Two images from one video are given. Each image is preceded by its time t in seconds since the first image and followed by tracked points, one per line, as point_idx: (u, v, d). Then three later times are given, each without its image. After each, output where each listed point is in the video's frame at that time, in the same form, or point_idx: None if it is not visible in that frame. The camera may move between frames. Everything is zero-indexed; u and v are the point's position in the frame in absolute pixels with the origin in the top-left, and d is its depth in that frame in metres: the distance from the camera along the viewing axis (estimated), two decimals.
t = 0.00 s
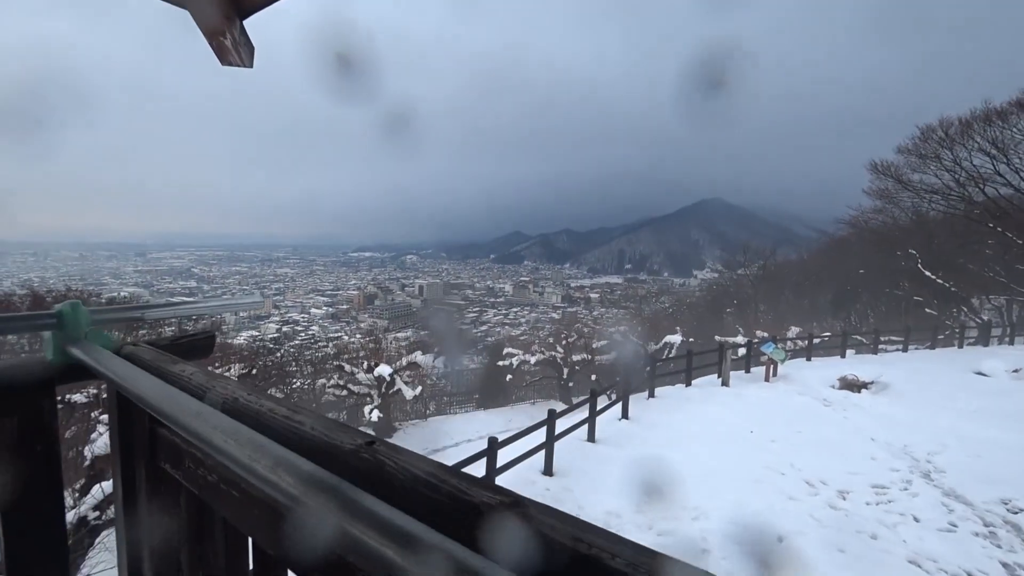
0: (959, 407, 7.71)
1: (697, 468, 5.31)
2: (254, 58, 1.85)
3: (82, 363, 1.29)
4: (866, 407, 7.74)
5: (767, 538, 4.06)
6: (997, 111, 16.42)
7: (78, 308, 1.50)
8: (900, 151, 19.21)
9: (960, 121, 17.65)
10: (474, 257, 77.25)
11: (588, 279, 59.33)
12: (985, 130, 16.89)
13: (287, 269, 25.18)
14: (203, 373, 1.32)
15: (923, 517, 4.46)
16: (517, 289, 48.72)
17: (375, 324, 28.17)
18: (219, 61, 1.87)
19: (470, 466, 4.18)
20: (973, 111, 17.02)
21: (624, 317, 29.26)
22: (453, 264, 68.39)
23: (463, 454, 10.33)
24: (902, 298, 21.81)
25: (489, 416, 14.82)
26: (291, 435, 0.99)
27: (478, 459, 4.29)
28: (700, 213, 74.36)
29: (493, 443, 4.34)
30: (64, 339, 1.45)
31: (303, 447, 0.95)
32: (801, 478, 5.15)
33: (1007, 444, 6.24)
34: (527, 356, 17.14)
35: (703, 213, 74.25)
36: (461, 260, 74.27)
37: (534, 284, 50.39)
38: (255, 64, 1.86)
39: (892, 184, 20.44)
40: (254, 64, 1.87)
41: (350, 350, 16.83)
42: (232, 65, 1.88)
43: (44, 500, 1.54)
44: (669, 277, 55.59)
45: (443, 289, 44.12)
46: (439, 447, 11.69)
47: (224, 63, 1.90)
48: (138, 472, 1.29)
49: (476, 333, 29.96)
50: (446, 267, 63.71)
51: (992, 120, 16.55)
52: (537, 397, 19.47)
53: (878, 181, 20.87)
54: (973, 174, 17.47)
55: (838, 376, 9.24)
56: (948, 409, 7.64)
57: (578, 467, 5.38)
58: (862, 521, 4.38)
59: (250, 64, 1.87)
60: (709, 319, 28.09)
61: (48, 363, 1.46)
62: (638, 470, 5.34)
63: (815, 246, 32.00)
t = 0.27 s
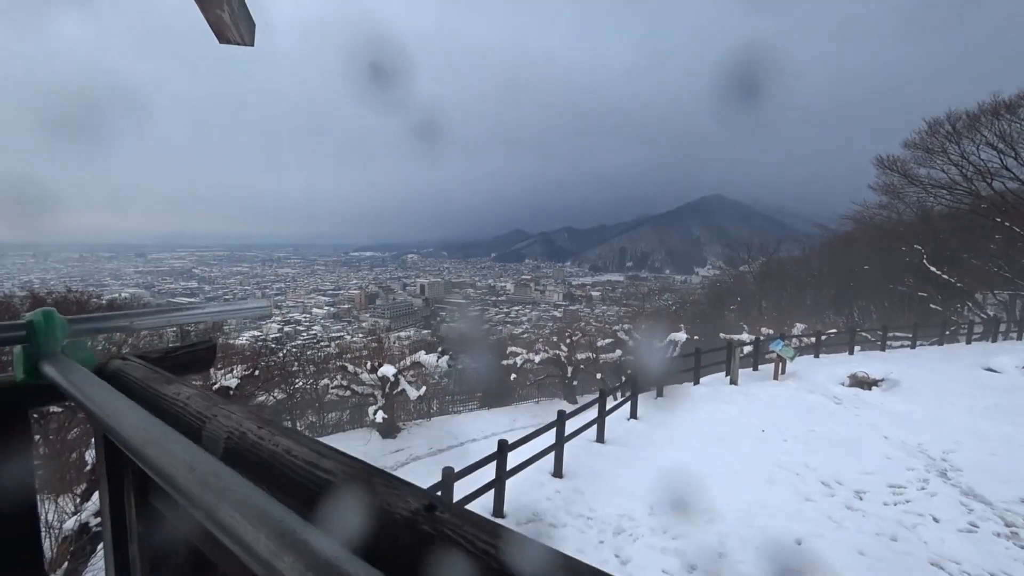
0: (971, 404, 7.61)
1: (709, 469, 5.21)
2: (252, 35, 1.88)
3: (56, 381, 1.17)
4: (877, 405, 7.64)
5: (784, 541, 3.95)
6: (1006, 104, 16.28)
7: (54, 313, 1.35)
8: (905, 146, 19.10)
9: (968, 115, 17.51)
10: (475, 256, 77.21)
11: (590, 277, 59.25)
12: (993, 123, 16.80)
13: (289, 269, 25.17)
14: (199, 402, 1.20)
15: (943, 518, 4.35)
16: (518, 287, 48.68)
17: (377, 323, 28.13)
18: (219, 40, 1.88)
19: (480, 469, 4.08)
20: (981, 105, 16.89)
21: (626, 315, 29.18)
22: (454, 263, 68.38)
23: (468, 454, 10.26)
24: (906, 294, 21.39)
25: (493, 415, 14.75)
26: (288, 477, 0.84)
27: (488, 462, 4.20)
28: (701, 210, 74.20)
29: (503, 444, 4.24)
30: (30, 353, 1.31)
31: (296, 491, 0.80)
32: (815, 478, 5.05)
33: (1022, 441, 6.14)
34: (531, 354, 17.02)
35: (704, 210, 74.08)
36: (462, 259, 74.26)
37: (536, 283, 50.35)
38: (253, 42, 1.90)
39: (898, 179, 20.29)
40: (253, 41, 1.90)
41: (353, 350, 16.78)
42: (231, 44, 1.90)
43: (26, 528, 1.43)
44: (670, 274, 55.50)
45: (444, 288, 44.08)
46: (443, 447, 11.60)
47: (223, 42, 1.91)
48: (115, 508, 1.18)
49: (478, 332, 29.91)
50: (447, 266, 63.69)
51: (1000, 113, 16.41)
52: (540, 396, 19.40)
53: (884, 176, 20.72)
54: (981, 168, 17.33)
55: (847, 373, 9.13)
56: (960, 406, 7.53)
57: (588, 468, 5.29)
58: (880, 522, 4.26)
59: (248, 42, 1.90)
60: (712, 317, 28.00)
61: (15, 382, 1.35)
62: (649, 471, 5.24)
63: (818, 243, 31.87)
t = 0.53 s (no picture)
0: (971, 399, 7.63)
1: (715, 470, 5.18)
2: (245, 17, 1.83)
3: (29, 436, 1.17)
4: (878, 401, 7.64)
5: (793, 542, 3.93)
6: (999, 101, 16.39)
7: None
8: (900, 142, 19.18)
9: (961, 112, 17.61)
10: (471, 254, 77.07)
11: (586, 274, 59.26)
12: (985, 120, 16.93)
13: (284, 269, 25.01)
14: (187, 463, 1.22)
15: (951, 515, 4.33)
16: (514, 285, 48.64)
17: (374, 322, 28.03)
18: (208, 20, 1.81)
19: (486, 473, 4.03)
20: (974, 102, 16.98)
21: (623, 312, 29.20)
22: (450, 261, 68.28)
23: (468, 454, 10.22)
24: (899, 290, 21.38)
25: (492, 413, 14.72)
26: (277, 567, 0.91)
27: (494, 466, 4.15)
28: (697, 206, 74.29)
29: (508, 448, 4.18)
30: None
31: None
32: (822, 477, 5.03)
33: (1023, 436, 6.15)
34: (530, 352, 16.95)
35: (700, 206, 74.18)
36: (458, 257, 74.12)
37: (532, 281, 50.31)
38: (246, 25, 1.85)
39: (893, 175, 20.37)
40: (246, 24, 1.84)
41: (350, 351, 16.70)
42: (221, 25, 1.84)
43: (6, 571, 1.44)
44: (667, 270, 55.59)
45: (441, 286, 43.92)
46: (443, 446, 11.55)
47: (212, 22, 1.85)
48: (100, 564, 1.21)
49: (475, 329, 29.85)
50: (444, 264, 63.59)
51: (993, 109, 16.52)
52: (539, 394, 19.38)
53: (879, 173, 20.80)
54: (974, 164, 17.43)
55: (848, 369, 9.14)
56: (960, 401, 7.54)
57: (593, 469, 5.25)
58: (889, 521, 4.24)
59: (240, 24, 1.85)
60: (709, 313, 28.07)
61: None
62: (654, 471, 5.21)
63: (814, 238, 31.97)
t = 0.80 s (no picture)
0: (966, 396, 7.65)
1: (715, 471, 5.11)
2: None
3: None
4: (874, 399, 7.64)
5: (798, 546, 3.86)
6: (988, 97, 16.58)
7: None
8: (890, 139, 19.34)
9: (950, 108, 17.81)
10: (463, 253, 76.84)
11: (578, 272, 59.35)
12: (975, 116, 17.12)
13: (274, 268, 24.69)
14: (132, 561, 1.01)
15: (954, 516, 4.29)
16: (507, 283, 48.53)
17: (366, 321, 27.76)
18: None
19: (484, 479, 3.92)
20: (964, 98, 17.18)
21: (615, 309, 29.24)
22: (442, 260, 67.98)
23: (463, 454, 10.10)
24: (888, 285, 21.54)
25: (487, 413, 14.59)
26: None
27: (491, 472, 4.03)
28: (688, 204, 74.70)
29: (507, 452, 4.07)
30: None
31: None
32: (822, 477, 4.99)
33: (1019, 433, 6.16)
34: (524, 351, 16.83)
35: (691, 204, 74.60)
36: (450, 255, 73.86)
37: (524, 279, 50.23)
38: None
39: (883, 172, 20.55)
40: None
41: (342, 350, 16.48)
42: None
43: None
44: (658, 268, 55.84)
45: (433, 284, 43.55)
46: (437, 447, 11.41)
47: None
48: None
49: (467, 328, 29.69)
50: (435, 263, 63.38)
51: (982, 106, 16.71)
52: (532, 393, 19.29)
53: (869, 169, 20.98)
54: (964, 160, 17.60)
55: (843, 366, 9.14)
56: (956, 399, 7.56)
57: (591, 471, 5.15)
58: (892, 522, 4.19)
59: None
60: (701, 310, 28.18)
61: None
62: (653, 473, 5.13)
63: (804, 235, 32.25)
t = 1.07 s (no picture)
0: (950, 393, 7.75)
1: (709, 473, 5.05)
2: None
3: None
4: (862, 397, 7.70)
5: (795, 549, 3.81)
6: (966, 97, 17.00)
7: None
8: (872, 138, 19.67)
9: (930, 108, 18.21)
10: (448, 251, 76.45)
11: (564, 270, 59.37)
12: (954, 116, 17.51)
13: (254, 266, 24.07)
14: None
15: (947, 516, 4.29)
16: (492, 281, 48.34)
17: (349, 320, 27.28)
18: None
19: (475, 486, 3.77)
20: (943, 98, 17.57)
21: (602, 307, 29.27)
22: (426, 258, 67.45)
23: (451, 455, 9.93)
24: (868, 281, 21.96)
25: (475, 414, 14.39)
26: None
27: (482, 479, 3.86)
28: (672, 202, 75.42)
29: (498, 458, 3.93)
30: None
31: None
32: (815, 478, 4.97)
33: (1005, 430, 6.24)
34: (512, 350, 16.68)
35: (675, 203, 75.34)
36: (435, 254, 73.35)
37: (510, 277, 50.15)
38: None
39: (864, 171, 20.92)
40: None
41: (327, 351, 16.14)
42: None
43: None
44: (642, 265, 56.21)
45: (417, 283, 43.21)
46: (425, 449, 11.21)
47: None
48: None
49: (453, 326, 29.39)
50: (420, 261, 62.94)
51: (961, 105, 17.12)
52: (519, 392, 19.17)
53: (851, 168, 21.34)
54: (944, 159, 17.98)
55: (830, 364, 9.21)
56: (940, 396, 7.67)
57: (583, 474, 5.05)
58: (887, 524, 4.17)
59: None
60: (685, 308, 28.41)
61: None
62: (646, 475, 5.05)
63: (786, 234, 32.71)
